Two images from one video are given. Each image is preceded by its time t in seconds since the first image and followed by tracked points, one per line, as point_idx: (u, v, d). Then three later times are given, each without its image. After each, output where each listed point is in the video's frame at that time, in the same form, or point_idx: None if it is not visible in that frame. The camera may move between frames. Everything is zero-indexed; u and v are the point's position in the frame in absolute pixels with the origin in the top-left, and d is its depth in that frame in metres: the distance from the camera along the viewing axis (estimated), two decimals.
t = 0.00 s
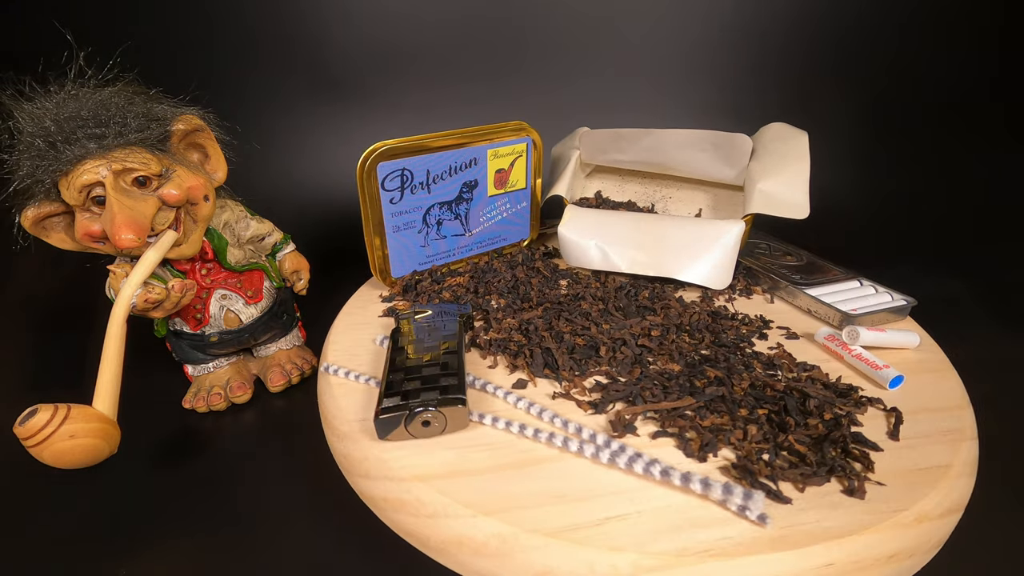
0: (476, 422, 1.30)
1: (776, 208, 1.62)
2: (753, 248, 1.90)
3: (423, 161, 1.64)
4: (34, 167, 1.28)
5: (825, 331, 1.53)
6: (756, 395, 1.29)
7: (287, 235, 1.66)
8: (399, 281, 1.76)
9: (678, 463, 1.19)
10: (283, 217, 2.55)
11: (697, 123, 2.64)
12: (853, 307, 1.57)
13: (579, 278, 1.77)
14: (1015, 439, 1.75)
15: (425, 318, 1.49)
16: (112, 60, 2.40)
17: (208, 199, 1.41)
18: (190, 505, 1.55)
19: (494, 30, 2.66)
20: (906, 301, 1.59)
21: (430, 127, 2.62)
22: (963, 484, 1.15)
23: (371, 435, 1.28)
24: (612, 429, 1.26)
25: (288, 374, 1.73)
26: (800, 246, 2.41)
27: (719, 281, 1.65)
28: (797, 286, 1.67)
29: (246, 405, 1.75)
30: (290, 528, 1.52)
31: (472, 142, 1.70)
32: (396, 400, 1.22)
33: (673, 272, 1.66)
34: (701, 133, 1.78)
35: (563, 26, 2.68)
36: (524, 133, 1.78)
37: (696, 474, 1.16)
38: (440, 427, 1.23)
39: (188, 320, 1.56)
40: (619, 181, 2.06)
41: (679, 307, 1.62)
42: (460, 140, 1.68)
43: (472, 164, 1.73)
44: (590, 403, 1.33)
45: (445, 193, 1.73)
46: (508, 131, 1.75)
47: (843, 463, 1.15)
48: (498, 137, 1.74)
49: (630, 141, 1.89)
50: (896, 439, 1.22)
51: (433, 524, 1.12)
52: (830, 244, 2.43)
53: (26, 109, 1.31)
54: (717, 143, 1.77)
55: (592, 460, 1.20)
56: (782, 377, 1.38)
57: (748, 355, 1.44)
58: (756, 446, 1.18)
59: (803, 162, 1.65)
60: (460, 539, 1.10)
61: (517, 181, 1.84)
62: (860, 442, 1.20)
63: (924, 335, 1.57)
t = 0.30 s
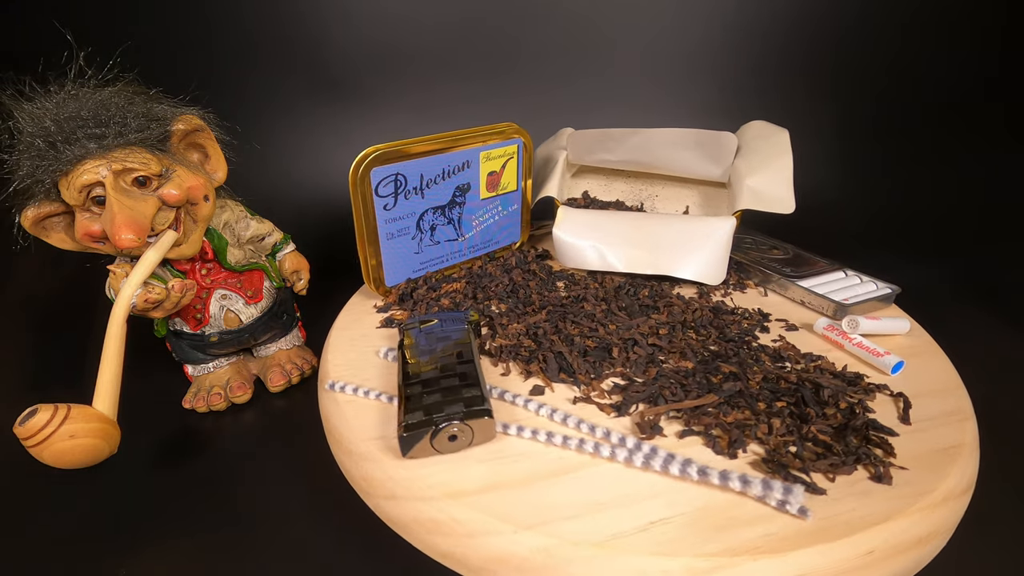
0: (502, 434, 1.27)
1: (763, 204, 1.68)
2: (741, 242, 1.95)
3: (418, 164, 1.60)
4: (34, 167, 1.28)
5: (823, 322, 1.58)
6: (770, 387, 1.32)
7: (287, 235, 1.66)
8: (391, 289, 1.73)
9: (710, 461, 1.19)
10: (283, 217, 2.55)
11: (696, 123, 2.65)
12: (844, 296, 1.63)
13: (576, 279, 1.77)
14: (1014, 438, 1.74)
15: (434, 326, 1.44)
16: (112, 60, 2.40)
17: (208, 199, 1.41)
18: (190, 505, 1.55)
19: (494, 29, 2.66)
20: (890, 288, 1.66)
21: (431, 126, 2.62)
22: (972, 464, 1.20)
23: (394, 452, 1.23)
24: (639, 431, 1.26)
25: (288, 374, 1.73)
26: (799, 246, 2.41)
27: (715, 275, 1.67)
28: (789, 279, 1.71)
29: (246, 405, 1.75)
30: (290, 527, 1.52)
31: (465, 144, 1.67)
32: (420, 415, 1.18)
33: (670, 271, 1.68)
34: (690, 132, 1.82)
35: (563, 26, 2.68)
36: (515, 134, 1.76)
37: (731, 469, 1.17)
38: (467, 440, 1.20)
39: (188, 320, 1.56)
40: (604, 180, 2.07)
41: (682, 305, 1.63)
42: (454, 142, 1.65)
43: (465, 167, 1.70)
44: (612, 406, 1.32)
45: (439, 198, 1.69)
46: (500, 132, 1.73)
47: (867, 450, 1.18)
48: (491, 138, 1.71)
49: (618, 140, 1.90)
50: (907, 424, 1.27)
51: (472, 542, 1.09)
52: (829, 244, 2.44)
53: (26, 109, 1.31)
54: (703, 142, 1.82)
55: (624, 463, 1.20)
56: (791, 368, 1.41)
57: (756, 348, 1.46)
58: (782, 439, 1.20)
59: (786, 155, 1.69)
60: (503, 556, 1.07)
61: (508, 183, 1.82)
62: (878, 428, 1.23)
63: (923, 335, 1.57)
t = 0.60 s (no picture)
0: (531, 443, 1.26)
1: (750, 200, 1.70)
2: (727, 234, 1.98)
3: (412, 169, 1.55)
4: (34, 167, 1.28)
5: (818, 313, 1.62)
6: (784, 380, 1.35)
7: (287, 235, 1.66)
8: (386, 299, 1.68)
9: (739, 457, 1.21)
10: (283, 217, 2.55)
11: (696, 123, 2.65)
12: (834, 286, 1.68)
13: (572, 281, 1.78)
14: (1014, 438, 1.75)
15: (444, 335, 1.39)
16: (112, 60, 2.40)
17: (208, 199, 1.41)
18: (190, 505, 1.55)
19: (494, 30, 2.66)
20: (873, 277, 1.73)
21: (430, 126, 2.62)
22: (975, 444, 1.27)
23: (422, 470, 1.21)
24: (666, 431, 1.27)
25: (288, 374, 1.73)
26: (799, 245, 2.41)
27: (708, 271, 1.70)
28: (780, 272, 1.75)
29: (246, 405, 1.75)
30: (289, 527, 1.52)
31: (458, 146, 1.61)
32: (448, 430, 1.15)
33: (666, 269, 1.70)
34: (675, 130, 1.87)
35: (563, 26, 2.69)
36: (508, 135, 1.70)
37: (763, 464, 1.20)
38: (496, 453, 1.18)
39: (188, 320, 1.56)
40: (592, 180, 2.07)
41: (683, 302, 1.64)
42: (446, 145, 1.60)
43: (459, 170, 1.65)
44: (633, 407, 1.32)
45: (433, 202, 1.64)
46: (493, 132, 1.67)
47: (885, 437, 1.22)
48: (484, 140, 1.66)
49: (606, 141, 1.94)
50: (913, 408, 1.33)
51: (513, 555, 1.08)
52: (830, 244, 2.44)
53: (26, 109, 1.31)
54: (689, 140, 1.88)
55: (658, 465, 1.20)
56: (797, 359, 1.45)
57: (761, 341, 1.49)
58: (805, 431, 1.23)
59: (769, 152, 1.73)
60: (550, 571, 1.06)
61: (500, 185, 1.76)
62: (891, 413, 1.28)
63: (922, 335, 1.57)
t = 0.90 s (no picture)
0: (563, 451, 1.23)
1: (736, 196, 1.72)
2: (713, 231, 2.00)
3: (408, 173, 1.54)
4: (34, 167, 1.28)
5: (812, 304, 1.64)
6: (795, 372, 1.37)
7: (287, 235, 1.66)
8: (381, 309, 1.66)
9: (768, 451, 1.22)
10: (283, 217, 2.55)
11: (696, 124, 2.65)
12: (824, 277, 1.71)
13: (569, 282, 1.77)
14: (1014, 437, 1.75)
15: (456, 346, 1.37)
16: (112, 60, 2.40)
17: (208, 199, 1.41)
18: (190, 505, 1.55)
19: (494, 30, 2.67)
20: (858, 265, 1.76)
21: (431, 126, 2.62)
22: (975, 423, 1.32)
23: (455, 487, 1.17)
24: (693, 430, 1.27)
25: (288, 374, 1.73)
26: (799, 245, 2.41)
27: (702, 268, 1.72)
28: (770, 265, 1.76)
29: (246, 405, 1.75)
30: (290, 527, 1.52)
31: (452, 150, 1.61)
32: (481, 443, 1.13)
33: (663, 269, 1.72)
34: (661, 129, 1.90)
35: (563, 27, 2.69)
36: (500, 136, 1.70)
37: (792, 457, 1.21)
38: (529, 464, 1.16)
39: (188, 320, 1.56)
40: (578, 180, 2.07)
41: (684, 299, 1.65)
42: (440, 149, 1.59)
43: (453, 174, 1.64)
44: (654, 407, 1.32)
45: (429, 208, 1.63)
46: (485, 135, 1.67)
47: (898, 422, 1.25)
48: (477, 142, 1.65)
49: (594, 141, 1.96)
50: (916, 390, 1.37)
51: (552, 565, 1.07)
52: (830, 243, 2.44)
53: (26, 109, 1.31)
54: (674, 138, 1.91)
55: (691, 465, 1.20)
56: (801, 349, 1.47)
57: (765, 334, 1.51)
58: (824, 421, 1.25)
59: (752, 150, 1.75)
60: None
61: (493, 188, 1.76)
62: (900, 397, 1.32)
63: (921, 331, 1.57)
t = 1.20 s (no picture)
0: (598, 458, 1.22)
1: (724, 194, 1.76)
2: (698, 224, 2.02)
3: (407, 180, 1.53)
4: (34, 167, 1.28)
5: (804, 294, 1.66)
6: (805, 363, 1.39)
7: (287, 235, 1.66)
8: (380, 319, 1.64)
9: (793, 443, 1.23)
10: (283, 216, 2.56)
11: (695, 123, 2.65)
12: (811, 267, 1.73)
13: (566, 283, 1.77)
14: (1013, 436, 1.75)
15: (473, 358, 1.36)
16: (112, 59, 2.40)
17: (208, 199, 1.41)
18: (190, 505, 1.55)
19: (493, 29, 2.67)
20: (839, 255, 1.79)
21: (431, 126, 2.62)
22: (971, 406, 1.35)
23: (491, 502, 1.15)
24: (720, 427, 1.27)
25: (288, 374, 1.73)
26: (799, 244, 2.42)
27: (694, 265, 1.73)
28: (759, 258, 1.77)
29: (246, 405, 1.75)
30: (290, 526, 1.52)
31: (448, 155, 1.60)
32: (516, 456, 1.12)
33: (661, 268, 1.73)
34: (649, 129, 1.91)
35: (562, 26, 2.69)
36: (491, 139, 1.71)
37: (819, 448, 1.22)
38: (566, 474, 1.15)
39: (188, 320, 1.56)
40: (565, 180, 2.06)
41: (684, 297, 1.65)
42: (434, 155, 1.58)
43: (449, 178, 1.64)
44: (677, 407, 1.32)
45: (426, 213, 1.62)
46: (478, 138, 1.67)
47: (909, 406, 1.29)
48: (470, 146, 1.65)
49: (583, 141, 1.96)
50: (916, 373, 1.40)
51: (588, 571, 1.06)
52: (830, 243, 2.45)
53: (26, 109, 1.31)
54: (661, 138, 1.93)
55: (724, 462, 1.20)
56: (803, 340, 1.49)
57: (767, 327, 1.53)
58: (841, 411, 1.27)
59: (736, 148, 1.79)
60: None
61: (485, 193, 1.77)
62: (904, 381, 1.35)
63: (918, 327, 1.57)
